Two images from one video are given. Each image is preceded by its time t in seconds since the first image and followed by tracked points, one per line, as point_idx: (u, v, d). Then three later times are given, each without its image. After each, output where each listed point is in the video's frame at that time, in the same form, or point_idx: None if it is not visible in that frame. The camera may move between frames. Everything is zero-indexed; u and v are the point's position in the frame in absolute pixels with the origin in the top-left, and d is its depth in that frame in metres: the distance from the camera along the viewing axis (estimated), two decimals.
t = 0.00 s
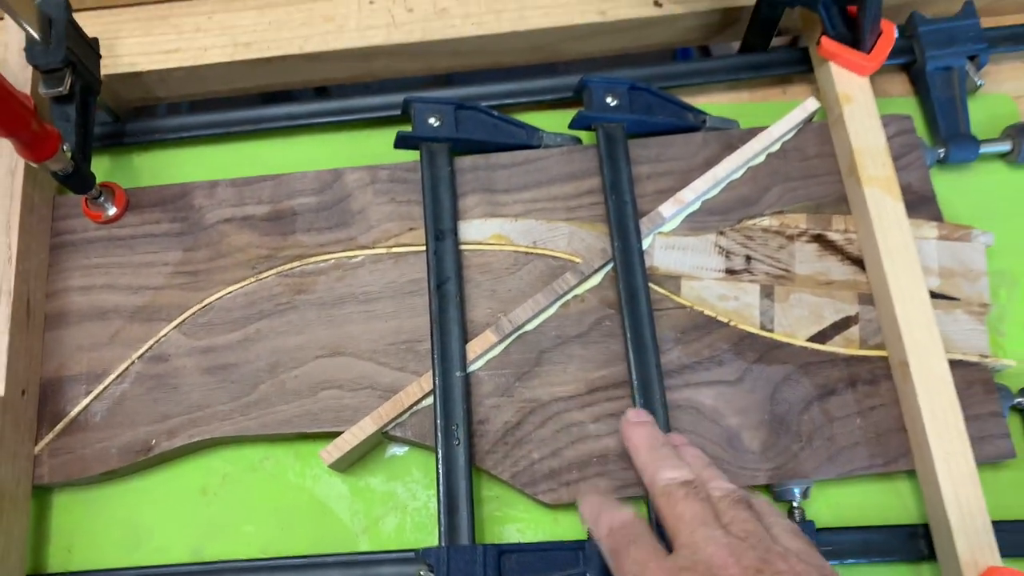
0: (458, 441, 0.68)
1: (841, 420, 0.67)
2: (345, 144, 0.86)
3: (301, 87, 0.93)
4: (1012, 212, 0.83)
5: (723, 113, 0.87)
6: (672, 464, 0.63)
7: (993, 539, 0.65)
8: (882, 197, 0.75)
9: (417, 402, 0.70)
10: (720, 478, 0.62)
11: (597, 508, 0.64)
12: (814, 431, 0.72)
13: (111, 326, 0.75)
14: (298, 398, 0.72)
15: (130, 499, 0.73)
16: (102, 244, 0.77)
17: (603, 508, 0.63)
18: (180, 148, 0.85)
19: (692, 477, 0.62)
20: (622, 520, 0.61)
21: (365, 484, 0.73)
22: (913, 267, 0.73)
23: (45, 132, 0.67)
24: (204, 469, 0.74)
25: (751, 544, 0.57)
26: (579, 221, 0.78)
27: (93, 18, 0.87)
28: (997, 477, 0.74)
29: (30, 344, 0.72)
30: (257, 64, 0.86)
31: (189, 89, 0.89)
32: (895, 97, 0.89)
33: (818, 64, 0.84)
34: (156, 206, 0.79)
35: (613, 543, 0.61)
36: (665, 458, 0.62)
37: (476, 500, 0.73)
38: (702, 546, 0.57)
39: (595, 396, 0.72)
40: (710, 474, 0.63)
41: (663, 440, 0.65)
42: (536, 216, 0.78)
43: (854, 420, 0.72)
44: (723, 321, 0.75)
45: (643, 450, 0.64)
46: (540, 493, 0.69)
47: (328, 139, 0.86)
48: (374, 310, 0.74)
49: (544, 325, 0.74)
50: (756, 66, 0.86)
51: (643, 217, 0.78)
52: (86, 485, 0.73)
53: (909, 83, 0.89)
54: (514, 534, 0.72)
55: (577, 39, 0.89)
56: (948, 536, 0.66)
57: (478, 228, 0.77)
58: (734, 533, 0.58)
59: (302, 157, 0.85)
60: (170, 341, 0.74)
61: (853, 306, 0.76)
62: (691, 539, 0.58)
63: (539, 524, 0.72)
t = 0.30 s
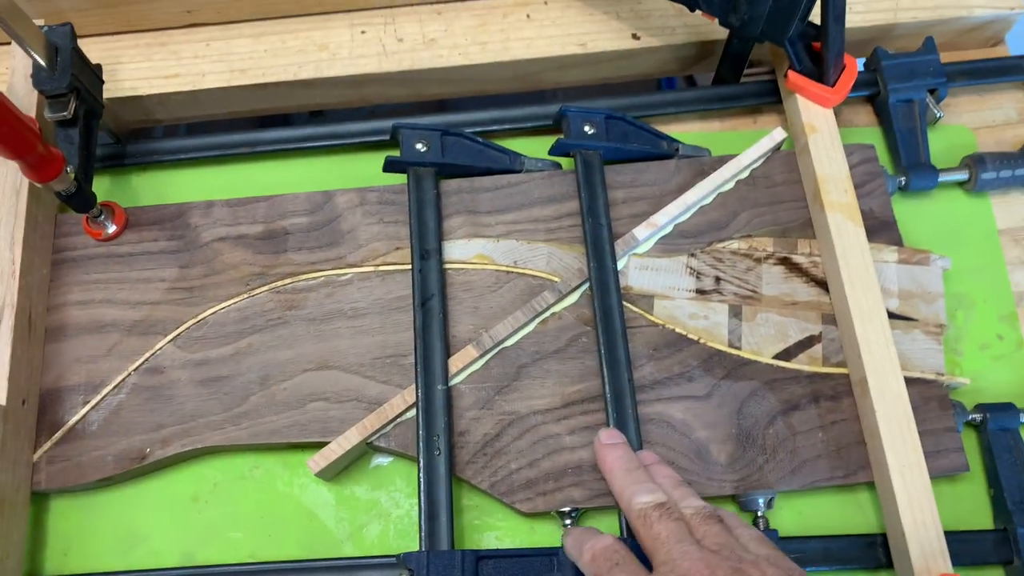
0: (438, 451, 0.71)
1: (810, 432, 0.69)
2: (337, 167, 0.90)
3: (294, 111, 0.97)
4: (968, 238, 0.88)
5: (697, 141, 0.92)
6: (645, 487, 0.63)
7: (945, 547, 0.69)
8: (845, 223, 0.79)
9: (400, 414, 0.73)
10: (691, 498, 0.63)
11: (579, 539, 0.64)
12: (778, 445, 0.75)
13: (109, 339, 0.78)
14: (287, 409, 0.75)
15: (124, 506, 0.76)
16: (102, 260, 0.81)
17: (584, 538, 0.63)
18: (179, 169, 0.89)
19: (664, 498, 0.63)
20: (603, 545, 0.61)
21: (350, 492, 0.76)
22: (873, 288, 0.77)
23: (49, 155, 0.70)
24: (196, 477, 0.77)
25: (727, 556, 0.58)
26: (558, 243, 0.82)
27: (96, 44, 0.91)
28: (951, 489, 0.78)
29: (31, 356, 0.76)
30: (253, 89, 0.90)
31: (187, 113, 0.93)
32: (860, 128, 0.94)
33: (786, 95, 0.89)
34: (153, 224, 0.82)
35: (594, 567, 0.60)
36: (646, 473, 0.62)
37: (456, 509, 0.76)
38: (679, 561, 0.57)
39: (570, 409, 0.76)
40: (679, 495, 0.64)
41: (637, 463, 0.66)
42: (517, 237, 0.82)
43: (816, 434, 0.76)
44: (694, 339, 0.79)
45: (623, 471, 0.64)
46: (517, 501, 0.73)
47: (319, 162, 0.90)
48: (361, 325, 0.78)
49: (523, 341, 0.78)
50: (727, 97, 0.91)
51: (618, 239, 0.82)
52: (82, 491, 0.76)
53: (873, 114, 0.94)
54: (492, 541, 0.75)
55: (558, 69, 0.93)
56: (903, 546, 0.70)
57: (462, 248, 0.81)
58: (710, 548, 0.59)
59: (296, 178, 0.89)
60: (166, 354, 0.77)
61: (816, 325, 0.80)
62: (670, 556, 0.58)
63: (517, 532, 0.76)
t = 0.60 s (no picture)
0: (432, 456, 0.71)
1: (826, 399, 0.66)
2: (336, 170, 0.90)
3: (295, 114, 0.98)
4: (966, 251, 0.88)
5: (695, 150, 0.92)
6: (691, 327, 0.54)
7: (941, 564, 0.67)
8: (842, 232, 0.79)
9: (395, 418, 0.73)
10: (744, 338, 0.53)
11: (624, 365, 0.53)
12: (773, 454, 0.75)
13: (103, 338, 0.78)
14: (281, 412, 0.75)
15: (115, 507, 0.76)
16: (98, 260, 0.81)
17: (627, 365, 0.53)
18: (177, 171, 0.90)
19: (714, 335, 0.53)
20: (659, 377, 0.50)
21: (343, 496, 0.76)
22: (869, 299, 0.77)
23: (47, 153, 0.71)
24: (188, 479, 0.76)
25: (793, 386, 0.48)
26: (555, 249, 0.82)
27: (97, 45, 0.92)
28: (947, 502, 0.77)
29: (24, 355, 0.75)
30: (253, 92, 0.90)
31: (187, 114, 0.94)
32: (858, 139, 0.94)
33: (785, 106, 0.89)
34: (151, 225, 0.82)
35: (651, 400, 0.50)
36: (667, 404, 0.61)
37: (449, 515, 0.76)
38: (745, 397, 0.46)
39: (565, 415, 0.75)
40: (731, 333, 0.54)
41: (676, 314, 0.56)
42: (514, 243, 0.82)
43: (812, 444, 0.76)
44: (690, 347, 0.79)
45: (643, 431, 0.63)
46: (510, 508, 0.72)
47: (318, 165, 0.90)
48: (357, 329, 0.77)
49: (519, 347, 0.78)
50: (726, 106, 0.91)
51: (615, 246, 0.82)
52: (73, 492, 0.76)
53: (872, 126, 0.94)
54: (485, 547, 0.75)
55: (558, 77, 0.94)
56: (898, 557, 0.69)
57: (459, 253, 0.81)
58: (775, 380, 0.48)
59: (295, 181, 0.89)
60: (160, 355, 0.77)
61: (813, 335, 0.79)
62: (732, 390, 0.47)
63: (510, 539, 0.75)
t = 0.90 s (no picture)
0: (432, 459, 0.71)
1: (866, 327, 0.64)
2: (340, 172, 0.90)
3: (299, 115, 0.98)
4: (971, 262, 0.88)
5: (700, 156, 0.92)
6: (709, 153, 0.59)
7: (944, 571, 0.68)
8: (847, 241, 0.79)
9: (396, 421, 0.73)
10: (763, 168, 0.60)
11: (635, 190, 0.57)
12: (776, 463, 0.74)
13: (105, 338, 0.78)
14: (281, 414, 0.74)
15: (114, 506, 0.75)
16: (101, 260, 0.81)
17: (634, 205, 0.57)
18: (181, 172, 0.90)
19: (731, 160, 0.58)
20: (675, 202, 0.56)
21: (343, 499, 0.75)
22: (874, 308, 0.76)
23: (52, 152, 0.70)
24: (187, 479, 0.76)
25: (813, 212, 0.55)
26: (558, 253, 0.82)
27: (104, 45, 0.92)
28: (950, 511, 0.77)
29: (25, 353, 0.75)
30: (258, 93, 0.90)
31: (192, 114, 0.94)
32: (863, 146, 0.94)
33: (790, 112, 0.89)
34: (153, 225, 0.82)
35: (668, 227, 0.55)
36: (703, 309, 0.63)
37: (449, 519, 0.75)
38: (771, 222, 0.53)
39: (567, 420, 0.75)
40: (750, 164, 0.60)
41: (690, 137, 0.61)
42: (517, 247, 0.82)
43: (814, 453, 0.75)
44: (692, 353, 0.78)
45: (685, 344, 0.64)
46: (510, 512, 0.72)
47: (322, 167, 0.90)
48: (359, 331, 0.77)
49: (521, 351, 0.77)
50: (731, 112, 0.91)
51: (618, 250, 0.82)
52: (72, 492, 0.76)
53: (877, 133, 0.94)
54: (484, 552, 0.74)
55: (563, 81, 0.94)
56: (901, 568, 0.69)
57: (462, 256, 0.81)
58: (797, 208, 0.56)
59: (299, 183, 0.89)
60: (161, 355, 0.77)
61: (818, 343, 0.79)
62: (755, 219, 0.54)
63: (510, 543, 0.75)
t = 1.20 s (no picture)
0: (432, 464, 0.70)
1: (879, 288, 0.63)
2: (340, 174, 0.90)
3: (300, 117, 0.97)
4: (977, 267, 0.87)
5: (702, 158, 0.91)
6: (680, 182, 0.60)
7: None
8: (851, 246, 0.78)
9: (395, 425, 0.72)
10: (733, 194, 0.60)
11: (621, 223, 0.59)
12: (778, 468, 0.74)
13: (103, 340, 0.77)
14: (280, 417, 0.74)
15: (112, 510, 0.75)
16: (100, 261, 0.80)
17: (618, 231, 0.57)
18: (181, 174, 0.89)
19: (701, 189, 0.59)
20: (659, 227, 0.55)
21: (342, 503, 0.75)
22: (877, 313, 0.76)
23: (49, 153, 0.70)
24: (186, 483, 0.76)
25: (793, 236, 0.55)
26: (559, 256, 0.81)
27: (103, 45, 0.91)
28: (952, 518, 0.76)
29: (23, 354, 0.75)
30: (258, 94, 0.90)
31: (192, 115, 0.93)
32: (867, 149, 0.93)
33: (794, 115, 0.89)
34: (153, 227, 0.82)
35: (650, 252, 0.54)
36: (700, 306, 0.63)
37: (448, 524, 0.75)
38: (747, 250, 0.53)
39: (567, 425, 0.74)
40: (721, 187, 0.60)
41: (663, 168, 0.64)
42: (518, 250, 0.81)
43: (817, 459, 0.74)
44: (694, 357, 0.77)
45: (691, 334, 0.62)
46: (510, 518, 0.71)
47: (323, 169, 0.90)
48: (358, 334, 0.77)
49: (521, 355, 0.77)
50: (733, 114, 0.91)
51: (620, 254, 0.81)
52: (70, 495, 0.75)
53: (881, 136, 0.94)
54: (484, 557, 0.74)
55: (565, 83, 0.93)
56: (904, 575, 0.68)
57: (463, 259, 0.81)
58: (775, 234, 0.55)
59: (300, 184, 0.89)
60: (159, 357, 0.76)
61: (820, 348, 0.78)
62: (731, 247, 0.53)
63: (509, 549, 0.74)
